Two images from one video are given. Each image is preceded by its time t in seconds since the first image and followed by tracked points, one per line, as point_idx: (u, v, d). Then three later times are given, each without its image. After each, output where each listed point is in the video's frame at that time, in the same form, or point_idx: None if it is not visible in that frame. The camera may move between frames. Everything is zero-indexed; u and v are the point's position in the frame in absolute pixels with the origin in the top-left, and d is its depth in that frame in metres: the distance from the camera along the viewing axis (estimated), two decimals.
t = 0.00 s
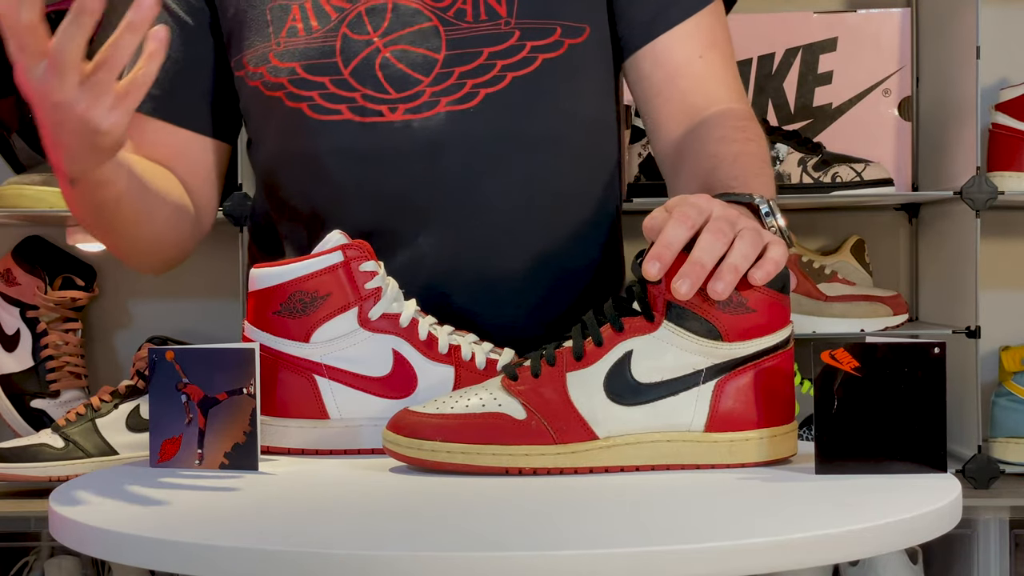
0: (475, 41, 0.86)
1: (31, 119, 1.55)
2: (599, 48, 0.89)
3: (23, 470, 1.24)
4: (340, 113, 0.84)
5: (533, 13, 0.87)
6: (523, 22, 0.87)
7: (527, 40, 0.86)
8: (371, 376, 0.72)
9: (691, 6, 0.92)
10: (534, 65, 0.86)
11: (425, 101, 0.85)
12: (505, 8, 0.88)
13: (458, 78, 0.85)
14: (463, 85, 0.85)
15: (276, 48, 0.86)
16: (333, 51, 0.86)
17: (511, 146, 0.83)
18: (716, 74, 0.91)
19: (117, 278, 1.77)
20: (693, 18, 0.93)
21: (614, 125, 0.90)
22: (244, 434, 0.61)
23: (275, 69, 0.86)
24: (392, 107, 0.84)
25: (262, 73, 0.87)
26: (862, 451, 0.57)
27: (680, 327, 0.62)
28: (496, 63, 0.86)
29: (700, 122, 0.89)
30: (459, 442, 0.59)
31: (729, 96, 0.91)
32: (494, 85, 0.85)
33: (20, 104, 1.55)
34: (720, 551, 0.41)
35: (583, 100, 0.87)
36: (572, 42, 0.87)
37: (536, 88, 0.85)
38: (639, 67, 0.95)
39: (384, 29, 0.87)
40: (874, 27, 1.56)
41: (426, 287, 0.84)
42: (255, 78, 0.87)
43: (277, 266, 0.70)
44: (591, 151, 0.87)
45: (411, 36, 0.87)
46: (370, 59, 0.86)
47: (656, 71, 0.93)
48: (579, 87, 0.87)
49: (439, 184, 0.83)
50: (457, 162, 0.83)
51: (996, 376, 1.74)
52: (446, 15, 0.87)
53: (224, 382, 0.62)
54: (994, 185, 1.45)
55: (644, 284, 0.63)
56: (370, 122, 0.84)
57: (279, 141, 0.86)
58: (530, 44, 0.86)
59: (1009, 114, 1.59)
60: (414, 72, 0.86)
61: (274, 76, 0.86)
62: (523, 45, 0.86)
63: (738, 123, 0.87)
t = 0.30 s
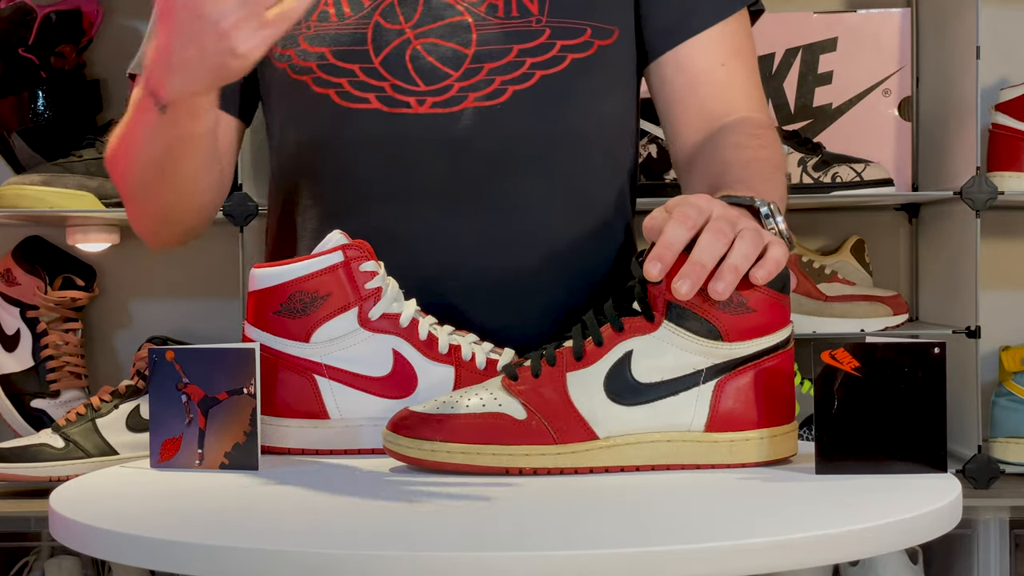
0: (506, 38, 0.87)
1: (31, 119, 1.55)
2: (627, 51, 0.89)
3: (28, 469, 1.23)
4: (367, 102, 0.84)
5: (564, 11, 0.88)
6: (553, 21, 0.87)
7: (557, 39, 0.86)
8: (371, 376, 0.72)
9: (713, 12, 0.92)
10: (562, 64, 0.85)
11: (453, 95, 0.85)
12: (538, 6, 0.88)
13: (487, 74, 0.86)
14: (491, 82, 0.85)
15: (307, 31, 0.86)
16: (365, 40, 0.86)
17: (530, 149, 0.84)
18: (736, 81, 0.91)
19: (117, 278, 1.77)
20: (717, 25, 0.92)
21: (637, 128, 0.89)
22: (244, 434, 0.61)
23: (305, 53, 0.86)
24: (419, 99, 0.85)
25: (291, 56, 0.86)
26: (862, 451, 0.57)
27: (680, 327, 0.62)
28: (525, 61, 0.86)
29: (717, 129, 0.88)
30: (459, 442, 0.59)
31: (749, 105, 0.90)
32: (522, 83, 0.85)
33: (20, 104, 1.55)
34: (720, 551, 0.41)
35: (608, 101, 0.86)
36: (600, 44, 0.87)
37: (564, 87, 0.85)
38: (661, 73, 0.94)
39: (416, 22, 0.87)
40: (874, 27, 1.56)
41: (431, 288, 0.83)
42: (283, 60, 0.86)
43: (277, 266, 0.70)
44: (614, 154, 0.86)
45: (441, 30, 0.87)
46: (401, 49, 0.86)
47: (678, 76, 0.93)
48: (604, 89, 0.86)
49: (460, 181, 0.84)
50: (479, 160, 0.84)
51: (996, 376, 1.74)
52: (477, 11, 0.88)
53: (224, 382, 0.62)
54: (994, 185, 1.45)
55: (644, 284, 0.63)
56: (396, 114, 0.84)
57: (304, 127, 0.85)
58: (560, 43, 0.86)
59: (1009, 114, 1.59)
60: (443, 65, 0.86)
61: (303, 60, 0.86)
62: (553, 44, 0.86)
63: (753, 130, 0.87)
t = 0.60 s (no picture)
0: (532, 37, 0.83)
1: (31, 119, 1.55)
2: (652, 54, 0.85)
3: (25, 469, 1.23)
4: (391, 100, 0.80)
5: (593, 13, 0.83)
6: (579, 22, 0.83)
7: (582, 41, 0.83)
8: (371, 375, 0.72)
9: (743, 14, 0.83)
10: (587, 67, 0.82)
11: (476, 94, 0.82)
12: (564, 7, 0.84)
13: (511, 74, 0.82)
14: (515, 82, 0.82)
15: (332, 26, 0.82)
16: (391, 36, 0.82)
17: (575, 147, 0.71)
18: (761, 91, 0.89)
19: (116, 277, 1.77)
20: (747, 30, 0.83)
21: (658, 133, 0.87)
22: (244, 434, 0.61)
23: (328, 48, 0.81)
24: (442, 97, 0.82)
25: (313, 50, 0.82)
26: (862, 451, 0.57)
27: (679, 327, 0.62)
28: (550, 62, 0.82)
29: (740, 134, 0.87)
30: (459, 442, 0.59)
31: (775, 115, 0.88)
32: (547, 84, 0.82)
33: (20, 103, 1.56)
34: (721, 551, 0.41)
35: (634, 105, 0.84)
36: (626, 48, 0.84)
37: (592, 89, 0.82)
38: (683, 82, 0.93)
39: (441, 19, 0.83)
40: (874, 27, 1.56)
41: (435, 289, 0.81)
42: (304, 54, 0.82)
43: (277, 266, 0.70)
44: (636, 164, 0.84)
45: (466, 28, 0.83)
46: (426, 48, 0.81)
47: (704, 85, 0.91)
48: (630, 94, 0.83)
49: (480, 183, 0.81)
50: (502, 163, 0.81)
51: (996, 376, 1.74)
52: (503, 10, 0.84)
53: (223, 382, 0.62)
54: (994, 185, 1.45)
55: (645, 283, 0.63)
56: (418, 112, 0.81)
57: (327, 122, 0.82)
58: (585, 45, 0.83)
59: (1009, 114, 1.59)
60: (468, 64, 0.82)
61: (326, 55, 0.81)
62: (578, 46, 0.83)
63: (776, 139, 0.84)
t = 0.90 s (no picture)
0: (558, 39, 0.82)
1: (31, 119, 1.55)
2: (672, 61, 0.85)
3: (24, 470, 1.24)
4: (415, 98, 0.80)
5: (618, 17, 0.82)
6: (606, 26, 0.82)
7: (609, 45, 0.81)
8: (370, 375, 0.72)
9: (765, 31, 0.88)
10: (613, 71, 0.81)
11: (502, 95, 0.81)
12: (591, 10, 0.83)
13: (537, 76, 0.81)
14: (541, 83, 0.81)
15: (358, 24, 0.81)
16: (416, 35, 0.81)
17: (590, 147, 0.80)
18: (781, 100, 0.88)
19: (117, 277, 1.77)
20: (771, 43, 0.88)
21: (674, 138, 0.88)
22: (244, 434, 0.61)
23: (353, 45, 0.81)
24: (468, 97, 0.81)
25: (338, 47, 0.81)
26: (862, 451, 0.57)
27: (677, 323, 0.62)
28: (576, 65, 0.81)
29: (757, 138, 0.85)
30: (459, 440, 0.59)
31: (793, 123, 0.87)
32: (573, 87, 0.81)
33: (20, 104, 1.55)
34: (720, 551, 0.41)
35: (655, 109, 0.83)
36: (651, 54, 0.83)
37: (618, 92, 0.81)
38: (707, 89, 0.91)
39: (467, 19, 0.82)
40: (874, 27, 1.56)
41: (441, 287, 0.83)
42: (328, 51, 0.81)
43: (277, 266, 0.70)
44: (657, 170, 0.85)
45: (494, 28, 0.82)
46: (451, 48, 0.81)
47: (726, 94, 0.89)
48: (652, 99, 0.83)
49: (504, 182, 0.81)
50: (526, 162, 0.81)
51: (996, 376, 1.74)
52: (530, 11, 0.82)
53: (224, 382, 0.62)
54: (994, 185, 1.45)
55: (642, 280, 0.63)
56: (443, 112, 0.80)
57: (352, 119, 0.81)
58: (611, 49, 0.81)
59: (1009, 114, 1.59)
60: (494, 64, 0.81)
61: (351, 52, 0.80)
62: (605, 49, 0.81)
63: (795, 144, 0.83)
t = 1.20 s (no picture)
0: (567, 38, 0.82)
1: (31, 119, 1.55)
2: (682, 60, 0.85)
3: (25, 469, 1.23)
4: (423, 97, 0.80)
5: (627, 16, 0.82)
6: (614, 24, 0.82)
7: (617, 43, 0.81)
8: (370, 376, 0.71)
9: (773, 30, 0.88)
10: (621, 69, 0.81)
11: (510, 93, 0.81)
12: (599, 9, 0.82)
13: (545, 74, 0.81)
14: (549, 82, 0.81)
15: (365, 23, 0.81)
16: (423, 34, 0.81)
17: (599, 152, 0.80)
18: (791, 99, 0.87)
19: (116, 277, 1.77)
20: (778, 42, 0.88)
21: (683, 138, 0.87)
22: (244, 434, 0.61)
23: (361, 45, 0.81)
24: (476, 95, 0.80)
25: (345, 47, 0.81)
26: (862, 451, 0.57)
27: (679, 324, 0.62)
28: (585, 63, 0.81)
29: (766, 134, 0.84)
30: (464, 442, 0.59)
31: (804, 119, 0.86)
32: (580, 85, 0.81)
33: (20, 104, 1.55)
34: (721, 552, 0.41)
35: (663, 109, 0.83)
36: (660, 52, 0.83)
37: (625, 91, 0.81)
38: (717, 87, 0.91)
39: (475, 17, 0.82)
40: (874, 27, 1.56)
41: (442, 287, 0.83)
42: (336, 50, 0.81)
43: (277, 266, 0.70)
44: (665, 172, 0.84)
45: (502, 26, 0.82)
46: (459, 46, 0.81)
47: (736, 93, 0.89)
48: (661, 98, 0.83)
49: (513, 181, 0.81)
50: (536, 161, 0.81)
51: (996, 376, 1.74)
52: (538, 10, 0.82)
53: (224, 382, 0.62)
54: (994, 185, 1.45)
55: (643, 281, 0.63)
56: (451, 111, 0.80)
57: (359, 120, 0.81)
58: (619, 47, 0.81)
59: (1009, 114, 1.59)
60: (502, 63, 0.81)
61: (358, 52, 0.80)
62: (613, 48, 0.81)
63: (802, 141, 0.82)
